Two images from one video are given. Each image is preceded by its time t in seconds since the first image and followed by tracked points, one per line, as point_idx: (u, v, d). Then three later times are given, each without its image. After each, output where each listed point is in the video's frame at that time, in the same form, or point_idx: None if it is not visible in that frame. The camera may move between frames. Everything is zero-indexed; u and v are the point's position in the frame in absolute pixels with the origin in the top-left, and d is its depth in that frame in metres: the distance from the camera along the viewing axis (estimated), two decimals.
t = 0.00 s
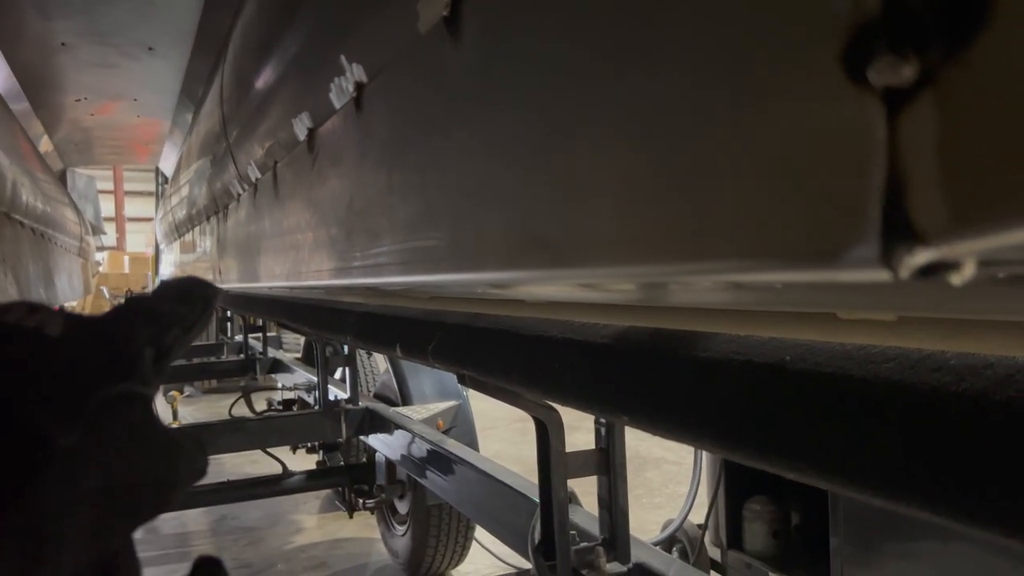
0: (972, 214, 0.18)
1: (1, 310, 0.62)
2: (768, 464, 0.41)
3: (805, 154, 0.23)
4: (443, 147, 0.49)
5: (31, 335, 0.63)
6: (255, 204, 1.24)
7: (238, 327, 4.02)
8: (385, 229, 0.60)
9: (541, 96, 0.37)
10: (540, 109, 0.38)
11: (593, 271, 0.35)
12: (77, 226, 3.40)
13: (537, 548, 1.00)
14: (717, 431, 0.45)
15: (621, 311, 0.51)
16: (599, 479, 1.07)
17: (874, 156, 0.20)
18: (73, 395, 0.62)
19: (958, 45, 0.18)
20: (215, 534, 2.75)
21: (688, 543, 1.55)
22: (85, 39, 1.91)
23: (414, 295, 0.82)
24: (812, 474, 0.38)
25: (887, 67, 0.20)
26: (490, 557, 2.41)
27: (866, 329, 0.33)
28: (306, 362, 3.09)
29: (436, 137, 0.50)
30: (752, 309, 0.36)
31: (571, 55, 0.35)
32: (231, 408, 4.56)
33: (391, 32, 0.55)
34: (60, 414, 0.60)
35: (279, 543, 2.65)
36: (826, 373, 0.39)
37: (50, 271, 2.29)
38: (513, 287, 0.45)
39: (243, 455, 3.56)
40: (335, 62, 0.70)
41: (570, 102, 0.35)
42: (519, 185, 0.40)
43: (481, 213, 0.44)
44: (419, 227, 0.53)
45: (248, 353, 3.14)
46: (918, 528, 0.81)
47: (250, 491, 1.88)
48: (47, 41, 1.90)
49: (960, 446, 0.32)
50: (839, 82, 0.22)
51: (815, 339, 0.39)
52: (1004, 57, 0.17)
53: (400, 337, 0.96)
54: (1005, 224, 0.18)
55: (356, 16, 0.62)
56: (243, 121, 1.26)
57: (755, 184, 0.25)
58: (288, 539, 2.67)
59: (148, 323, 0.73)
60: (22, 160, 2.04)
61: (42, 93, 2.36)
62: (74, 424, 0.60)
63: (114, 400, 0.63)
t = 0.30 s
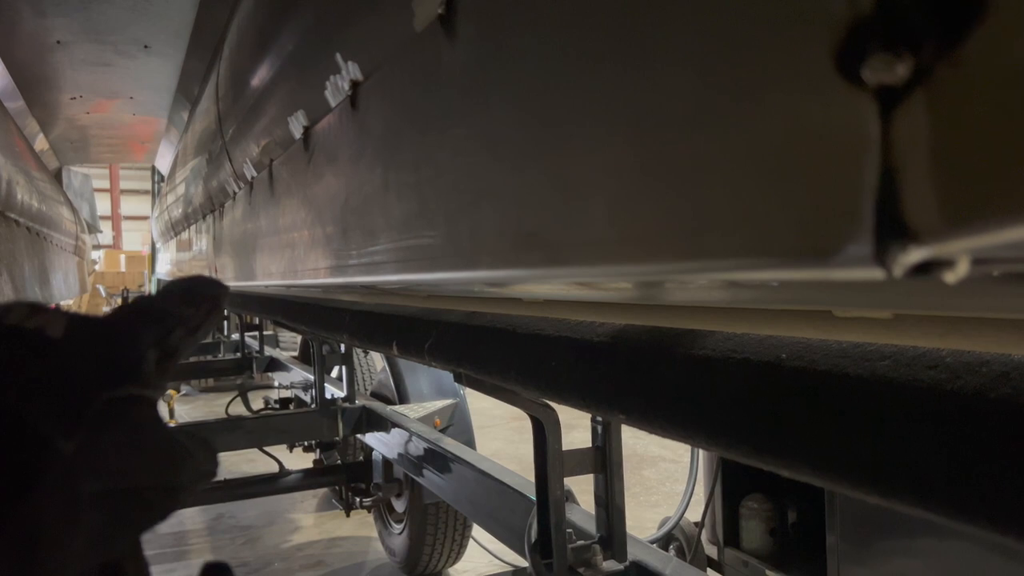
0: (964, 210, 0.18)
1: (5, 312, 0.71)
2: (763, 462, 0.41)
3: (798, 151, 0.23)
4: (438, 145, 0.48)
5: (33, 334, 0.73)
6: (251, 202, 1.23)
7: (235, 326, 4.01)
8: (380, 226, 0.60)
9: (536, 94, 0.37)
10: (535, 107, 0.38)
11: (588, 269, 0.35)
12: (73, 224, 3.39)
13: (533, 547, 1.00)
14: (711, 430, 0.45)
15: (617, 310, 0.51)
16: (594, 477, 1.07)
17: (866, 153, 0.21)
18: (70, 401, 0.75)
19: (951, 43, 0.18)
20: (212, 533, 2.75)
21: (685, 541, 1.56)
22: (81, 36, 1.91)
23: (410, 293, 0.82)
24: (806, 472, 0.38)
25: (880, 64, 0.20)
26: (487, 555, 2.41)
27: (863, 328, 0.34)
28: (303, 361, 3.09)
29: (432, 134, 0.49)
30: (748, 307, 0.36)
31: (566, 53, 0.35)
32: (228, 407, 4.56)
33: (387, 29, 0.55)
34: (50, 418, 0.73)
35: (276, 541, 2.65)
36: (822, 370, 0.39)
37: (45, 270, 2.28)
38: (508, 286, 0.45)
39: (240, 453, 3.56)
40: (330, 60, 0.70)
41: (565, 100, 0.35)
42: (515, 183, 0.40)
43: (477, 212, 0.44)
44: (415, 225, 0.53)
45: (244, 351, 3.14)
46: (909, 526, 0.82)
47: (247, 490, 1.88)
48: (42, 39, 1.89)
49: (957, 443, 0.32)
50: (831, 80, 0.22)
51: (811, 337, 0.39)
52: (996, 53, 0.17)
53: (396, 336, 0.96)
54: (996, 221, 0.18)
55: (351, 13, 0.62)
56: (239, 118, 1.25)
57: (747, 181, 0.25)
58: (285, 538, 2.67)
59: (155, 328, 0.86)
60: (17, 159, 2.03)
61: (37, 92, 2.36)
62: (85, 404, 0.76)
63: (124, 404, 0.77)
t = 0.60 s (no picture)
0: (957, 203, 0.18)
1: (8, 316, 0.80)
2: (760, 459, 0.41)
3: (791, 145, 0.23)
4: (432, 141, 0.48)
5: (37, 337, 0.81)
6: (246, 199, 1.23)
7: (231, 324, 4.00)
8: (375, 223, 0.59)
9: (531, 89, 0.37)
10: (529, 102, 0.37)
11: (582, 265, 0.34)
12: (69, 222, 3.37)
13: (529, 544, 1.00)
14: (707, 426, 0.45)
15: (612, 307, 0.51)
16: (590, 475, 1.07)
17: (860, 146, 0.20)
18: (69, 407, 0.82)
19: (945, 33, 0.18)
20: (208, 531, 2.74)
21: (681, 539, 1.56)
22: (75, 33, 1.89)
23: (406, 291, 0.82)
24: (803, 468, 0.38)
25: (873, 56, 0.19)
26: (483, 553, 2.42)
27: (858, 323, 0.33)
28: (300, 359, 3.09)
29: (425, 130, 0.49)
30: (743, 304, 0.36)
31: (561, 48, 0.34)
32: (224, 405, 4.55)
33: (381, 24, 0.55)
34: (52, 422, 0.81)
35: (272, 539, 2.65)
36: (816, 367, 0.39)
37: (40, 267, 2.27)
38: (503, 282, 0.45)
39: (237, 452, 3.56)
40: (324, 56, 0.69)
41: (560, 95, 0.35)
42: (509, 179, 0.40)
43: (471, 207, 0.44)
44: (409, 221, 0.53)
45: (240, 349, 3.13)
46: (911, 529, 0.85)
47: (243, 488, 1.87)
48: (37, 37, 1.89)
49: (953, 439, 0.32)
50: (825, 72, 0.21)
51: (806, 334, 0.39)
52: (992, 43, 0.17)
53: (392, 333, 0.96)
54: (991, 214, 0.18)
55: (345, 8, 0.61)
56: (234, 115, 1.25)
57: (741, 175, 0.25)
58: (282, 536, 2.67)
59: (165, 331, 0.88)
60: (11, 156, 2.02)
61: (32, 89, 2.35)
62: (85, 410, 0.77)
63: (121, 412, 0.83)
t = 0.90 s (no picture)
0: (947, 201, 0.18)
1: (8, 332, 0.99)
2: (755, 457, 0.41)
3: (783, 143, 0.23)
4: (428, 140, 0.48)
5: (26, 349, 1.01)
6: (243, 198, 1.23)
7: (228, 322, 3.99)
8: (372, 221, 0.59)
9: (528, 87, 0.37)
10: (526, 100, 0.37)
11: (577, 264, 0.34)
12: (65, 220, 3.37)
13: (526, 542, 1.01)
14: (703, 424, 0.45)
15: (608, 306, 0.51)
16: (587, 473, 1.07)
17: (853, 145, 0.20)
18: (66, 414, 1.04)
19: (937, 31, 0.18)
20: (204, 530, 2.74)
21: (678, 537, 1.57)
22: (71, 31, 1.89)
23: (403, 289, 0.81)
24: (798, 466, 0.38)
25: (866, 54, 0.19)
26: (481, 551, 2.42)
27: (853, 321, 0.33)
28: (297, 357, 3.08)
29: (422, 128, 0.49)
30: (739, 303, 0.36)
31: (558, 44, 0.34)
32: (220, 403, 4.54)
33: (377, 23, 0.55)
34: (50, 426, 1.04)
35: (269, 537, 2.65)
36: (812, 365, 0.39)
37: (37, 266, 2.27)
38: (500, 280, 0.45)
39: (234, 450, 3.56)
40: (320, 54, 0.69)
41: (556, 94, 0.35)
42: (505, 177, 0.40)
43: (467, 206, 0.44)
44: (405, 219, 0.53)
45: (237, 348, 3.13)
46: (900, 528, 0.96)
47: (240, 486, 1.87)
48: (32, 35, 1.88)
49: (947, 436, 0.32)
50: (820, 71, 0.21)
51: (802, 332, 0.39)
52: (984, 41, 0.17)
53: (389, 332, 0.96)
54: (982, 212, 0.18)
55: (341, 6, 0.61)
56: (230, 113, 1.25)
57: (736, 173, 0.25)
58: (279, 534, 2.67)
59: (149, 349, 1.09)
60: (7, 155, 2.01)
61: (28, 87, 2.34)
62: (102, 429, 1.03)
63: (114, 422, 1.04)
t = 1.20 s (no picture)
0: (951, 192, 0.18)
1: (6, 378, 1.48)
2: (756, 453, 0.41)
3: (785, 136, 0.23)
4: (426, 135, 0.48)
5: None
6: (241, 195, 1.23)
7: (227, 320, 3.99)
8: (370, 217, 0.59)
9: (527, 82, 0.37)
10: (525, 95, 0.37)
11: (577, 259, 0.34)
12: (63, 217, 3.36)
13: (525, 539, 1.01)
14: (703, 420, 0.45)
15: (607, 302, 0.50)
16: (586, 470, 1.07)
17: (855, 138, 0.20)
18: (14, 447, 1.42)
19: (941, 23, 0.18)
20: (203, 527, 2.74)
21: (676, 534, 1.59)
22: (69, 28, 1.88)
23: (402, 286, 0.81)
24: (798, 462, 0.38)
25: (869, 45, 0.19)
26: (479, 549, 2.41)
27: (854, 317, 0.33)
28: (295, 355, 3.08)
29: (421, 123, 0.49)
30: (739, 298, 0.36)
31: (557, 39, 0.34)
32: (218, 401, 4.54)
33: (377, 18, 0.54)
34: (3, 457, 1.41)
35: (267, 535, 2.65)
36: (811, 361, 0.38)
37: (35, 263, 2.26)
38: (499, 276, 0.45)
39: (232, 448, 3.56)
40: (318, 51, 0.69)
41: (556, 89, 0.34)
42: (504, 173, 0.39)
43: (466, 201, 0.44)
44: (404, 215, 0.53)
45: (235, 346, 3.13)
46: (899, 526, 0.96)
47: (238, 484, 1.87)
48: (30, 31, 1.88)
49: (948, 431, 0.32)
50: (823, 63, 0.21)
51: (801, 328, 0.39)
52: (989, 33, 0.17)
53: (387, 328, 0.96)
54: (987, 204, 0.18)
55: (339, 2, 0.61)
56: (228, 111, 1.25)
57: (738, 166, 0.25)
58: (277, 532, 2.67)
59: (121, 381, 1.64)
60: (5, 152, 2.01)
61: (26, 84, 2.33)
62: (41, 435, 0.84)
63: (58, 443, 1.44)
